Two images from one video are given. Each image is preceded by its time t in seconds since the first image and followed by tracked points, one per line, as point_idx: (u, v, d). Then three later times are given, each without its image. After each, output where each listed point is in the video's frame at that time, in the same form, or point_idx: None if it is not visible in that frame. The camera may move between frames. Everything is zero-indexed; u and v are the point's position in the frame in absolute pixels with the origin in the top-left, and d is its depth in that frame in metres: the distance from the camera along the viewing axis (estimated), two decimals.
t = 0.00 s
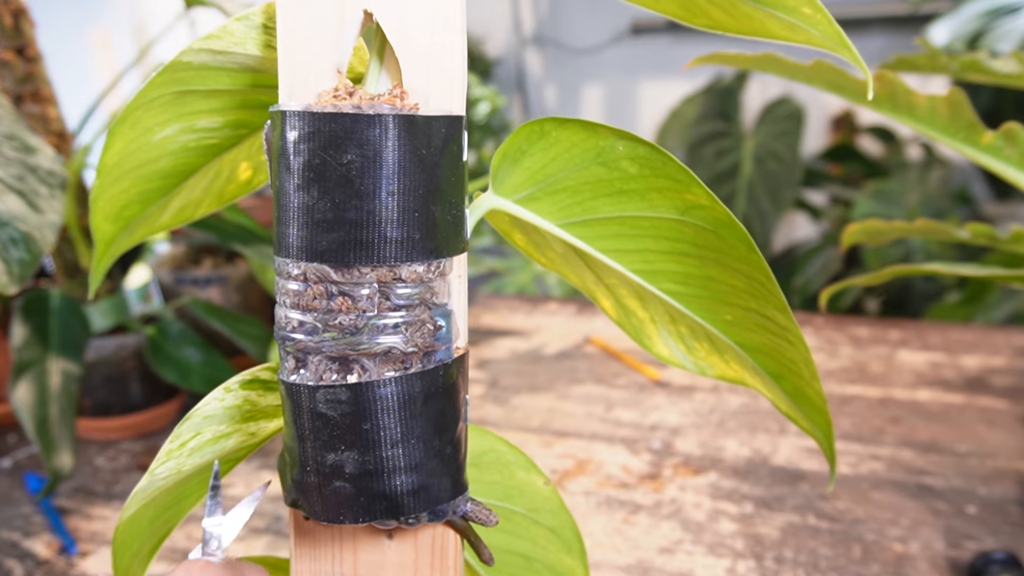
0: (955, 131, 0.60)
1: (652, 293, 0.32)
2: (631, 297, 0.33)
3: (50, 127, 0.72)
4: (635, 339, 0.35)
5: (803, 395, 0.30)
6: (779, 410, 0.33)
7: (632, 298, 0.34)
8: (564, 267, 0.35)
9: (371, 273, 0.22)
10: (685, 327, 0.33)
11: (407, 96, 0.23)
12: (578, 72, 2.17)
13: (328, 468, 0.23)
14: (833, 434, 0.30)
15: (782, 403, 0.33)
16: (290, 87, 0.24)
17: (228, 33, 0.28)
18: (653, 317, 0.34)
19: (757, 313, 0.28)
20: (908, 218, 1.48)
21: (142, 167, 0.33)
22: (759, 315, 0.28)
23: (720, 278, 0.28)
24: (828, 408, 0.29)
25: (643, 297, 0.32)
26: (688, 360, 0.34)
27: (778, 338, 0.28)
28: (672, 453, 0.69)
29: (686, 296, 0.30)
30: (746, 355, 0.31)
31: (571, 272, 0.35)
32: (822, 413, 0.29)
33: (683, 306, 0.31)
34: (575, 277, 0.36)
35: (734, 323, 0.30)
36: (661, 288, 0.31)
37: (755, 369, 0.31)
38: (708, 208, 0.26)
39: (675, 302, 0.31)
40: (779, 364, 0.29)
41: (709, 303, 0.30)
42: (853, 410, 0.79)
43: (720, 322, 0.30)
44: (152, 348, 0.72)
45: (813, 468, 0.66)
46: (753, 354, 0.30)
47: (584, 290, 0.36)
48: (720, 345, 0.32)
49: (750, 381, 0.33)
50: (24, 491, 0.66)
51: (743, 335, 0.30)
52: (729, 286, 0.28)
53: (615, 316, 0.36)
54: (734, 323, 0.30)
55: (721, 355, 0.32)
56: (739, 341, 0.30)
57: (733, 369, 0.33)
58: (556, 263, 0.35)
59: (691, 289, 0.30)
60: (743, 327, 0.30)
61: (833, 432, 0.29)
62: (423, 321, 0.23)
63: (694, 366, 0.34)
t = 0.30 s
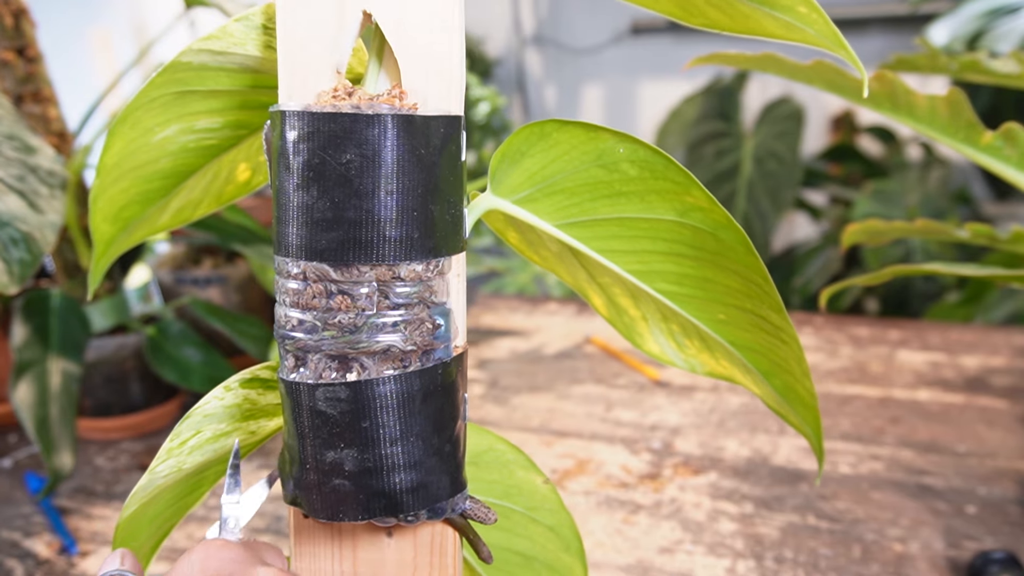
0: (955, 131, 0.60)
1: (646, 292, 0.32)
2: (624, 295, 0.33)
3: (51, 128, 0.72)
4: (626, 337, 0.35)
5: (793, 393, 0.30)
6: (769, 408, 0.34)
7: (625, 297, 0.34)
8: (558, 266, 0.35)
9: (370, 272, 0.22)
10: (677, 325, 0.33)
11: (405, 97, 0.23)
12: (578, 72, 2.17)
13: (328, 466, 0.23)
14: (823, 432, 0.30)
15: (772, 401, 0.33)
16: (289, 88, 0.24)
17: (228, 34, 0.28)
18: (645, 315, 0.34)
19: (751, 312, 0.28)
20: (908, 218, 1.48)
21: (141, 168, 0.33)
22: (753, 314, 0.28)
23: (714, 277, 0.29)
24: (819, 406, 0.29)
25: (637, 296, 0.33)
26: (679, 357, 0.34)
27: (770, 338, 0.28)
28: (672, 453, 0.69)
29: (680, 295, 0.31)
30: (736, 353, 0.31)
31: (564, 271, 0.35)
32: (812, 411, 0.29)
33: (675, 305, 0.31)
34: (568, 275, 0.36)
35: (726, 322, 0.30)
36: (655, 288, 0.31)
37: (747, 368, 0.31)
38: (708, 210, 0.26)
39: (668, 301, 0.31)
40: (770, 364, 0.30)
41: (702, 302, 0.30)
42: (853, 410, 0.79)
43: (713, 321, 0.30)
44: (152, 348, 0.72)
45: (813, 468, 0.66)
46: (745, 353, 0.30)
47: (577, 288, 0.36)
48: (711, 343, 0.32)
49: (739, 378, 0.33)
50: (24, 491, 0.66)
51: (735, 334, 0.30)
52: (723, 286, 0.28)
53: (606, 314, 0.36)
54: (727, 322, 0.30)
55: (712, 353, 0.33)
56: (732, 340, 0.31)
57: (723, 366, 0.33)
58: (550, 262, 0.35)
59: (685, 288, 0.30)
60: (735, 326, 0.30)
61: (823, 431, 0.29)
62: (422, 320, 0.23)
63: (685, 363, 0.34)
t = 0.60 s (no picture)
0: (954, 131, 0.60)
1: (652, 292, 0.32)
2: (632, 296, 0.33)
3: (51, 128, 0.72)
4: (638, 339, 0.35)
5: (803, 393, 0.30)
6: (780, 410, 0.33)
7: (632, 297, 0.34)
8: (565, 268, 0.35)
9: (371, 272, 0.22)
10: (686, 326, 0.33)
11: (406, 97, 0.23)
12: (578, 72, 2.17)
13: (328, 466, 0.23)
14: (835, 431, 0.30)
15: (784, 403, 0.33)
16: (290, 88, 0.24)
17: (228, 33, 0.28)
18: (654, 316, 0.34)
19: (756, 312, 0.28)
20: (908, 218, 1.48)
21: (138, 169, 0.33)
22: (758, 313, 0.28)
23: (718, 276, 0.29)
24: (828, 405, 0.29)
25: (644, 296, 0.33)
26: (689, 360, 0.34)
27: (777, 336, 0.28)
28: (672, 453, 0.69)
29: (685, 295, 0.30)
30: (745, 352, 0.31)
31: (573, 273, 0.35)
32: (823, 411, 0.29)
33: (682, 305, 0.31)
34: (576, 277, 0.36)
35: (733, 322, 0.30)
36: (661, 288, 0.31)
37: (756, 368, 0.31)
38: (703, 206, 0.26)
39: (674, 301, 0.31)
40: (778, 363, 0.30)
41: (708, 301, 0.30)
42: (853, 410, 0.79)
43: (720, 321, 0.30)
44: (152, 348, 0.72)
45: (813, 468, 0.66)
46: (753, 353, 0.30)
47: (584, 289, 0.36)
48: (720, 344, 0.32)
49: (751, 381, 0.33)
50: (24, 491, 0.66)
51: (743, 334, 0.30)
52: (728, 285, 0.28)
53: (616, 315, 0.35)
54: (734, 322, 0.30)
55: (723, 354, 0.32)
56: (739, 339, 0.31)
57: (734, 368, 0.33)
58: (558, 264, 0.35)
59: (690, 288, 0.30)
60: (742, 325, 0.30)
61: (835, 432, 0.29)
62: (423, 320, 0.23)
63: (695, 366, 0.34)
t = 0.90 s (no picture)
0: (955, 131, 0.61)
1: (652, 293, 0.32)
2: (631, 297, 0.33)
3: (51, 128, 0.72)
4: (635, 338, 0.35)
5: (802, 394, 0.30)
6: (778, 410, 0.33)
7: (631, 297, 0.34)
8: (565, 268, 0.35)
9: (376, 271, 0.22)
10: (684, 327, 0.33)
11: (412, 97, 0.23)
12: (578, 72, 2.17)
13: (333, 465, 0.23)
14: (832, 432, 0.30)
15: (782, 404, 0.33)
16: (296, 88, 0.24)
17: (234, 33, 0.28)
18: (652, 316, 0.34)
19: (758, 312, 0.28)
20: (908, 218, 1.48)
21: (142, 169, 0.33)
22: (759, 314, 0.28)
23: (720, 277, 0.29)
24: (827, 406, 0.29)
25: (643, 297, 0.33)
26: (686, 359, 0.34)
27: (778, 337, 0.28)
28: (672, 453, 0.69)
29: (686, 296, 0.31)
30: (744, 353, 0.31)
31: (572, 273, 0.35)
32: (821, 411, 0.29)
33: (682, 306, 0.31)
34: (575, 277, 0.36)
35: (734, 322, 0.30)
36: (662, 288, 0.31)
37: (756, 369, 0.31)
38: (710, 207, 0.26)
39: (675, 302, 0.31)
40: (778, 363, 0.30)
41: (708, 302, 0.30)
42: (853, 410, 0.79)
43: (719, 321, 0.30)
44: (152, 348, 0.72)
45: (813, 468, 0.66)
46: (753, 353, 0.30)
47: (584, 290, 0.36)
48: (719, 344, 0.32)
49: (748, 380, 0.33)
50: (24, 491, 0.66)
51: (743, 335, 0.30)
52: (730, 286, 0.28)
53: (614, 316, 0.36)
54: (734, 322, 0.30)
55: (720, 354, 0.33)
56: (739, 340, 0.31)
57: (732, 369, 0.33)
58: (557, 264, 0.35)
59: (690, 288, 0.30)
60: (743, 326, 0.30)
61: (833, 432, 0.29)
62: (428, 319, 0.23)
63: (693, 365, 0.34)
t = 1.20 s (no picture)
0: (955, 131, 0.60)
1: (636, 290, 0.32)
2: (615, 295, 0.33)
3: (51, 128, 0.72)
4: (618, 335, 0.35)
5: (783, 390, 0.30)
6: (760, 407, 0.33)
7: (615, 295, 0.34)
8: (550, 265, 0.35)
9: (361, 270, 0.22)
10: (667, 324, 0.33)
11: (396, 96, 0.23)
12: (578, 72, 2.17)
13: (319, 464, 0.23)
14: (811, 428, 0.30)
15: (764, 402, 0.33)
16: (281, 88, 0.24)
17: (219, 35, 0.28)
18: (635, 313, 0.34)
19: (742, 310, 0.28)
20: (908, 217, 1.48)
21: (135, 169, 0.34)
22: (743, 313, 0.28)
23: (705, 275, 0.29)
24: (808, 403, 0.29)
25: (627, 294, 0.33)
26: (669, 356, 0.34)
27: (760, 335, 0.28)
28: (672, 453, 0.69)
29: (670, 294, 0.31)
30: (727, 350, 0.31)
31: (557, 271, 0.35)
32: (801, 407, 0.29)
33: (666, 304, 0.31)
34: (559, 275, 0.36)
35: (716, 320, 0.30)
36: (646, 286, 0.31)
37: (738, 368, 0.31)
38: (699, 208, 0.26)
39: (657, 300, 0.31)
40: (760, 361, 0.30)
41: (693, 300, 0.30)
42: (853, 410, 0.79)
43: (703, 319, 0.30)
44: (152, 348, 0.72)
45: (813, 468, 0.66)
46: (735, 351, 0.30)
47: (568, 287, 0.36)
48: (700, 341, 0.32)
49: (730, 376, 0.33)
50: (24, 491, 0.67)
51: (726, 333, 0.30)
52: (714, 284, 0.28)
53: (597, 313, 0.36)
54: (717, 321, 0.30)
55: (701, 351, 0.33)
56: (722, 338, 0.31)
57: (712, 364, 0.33)
58: (542, 262, 0.35)
59: (676, 287, 0.30)
60: (725, 324, 0.30)
61: (813, 427, 0.29)
62: (414, 318, 0.23)
63: (675, 361, 0.34)
